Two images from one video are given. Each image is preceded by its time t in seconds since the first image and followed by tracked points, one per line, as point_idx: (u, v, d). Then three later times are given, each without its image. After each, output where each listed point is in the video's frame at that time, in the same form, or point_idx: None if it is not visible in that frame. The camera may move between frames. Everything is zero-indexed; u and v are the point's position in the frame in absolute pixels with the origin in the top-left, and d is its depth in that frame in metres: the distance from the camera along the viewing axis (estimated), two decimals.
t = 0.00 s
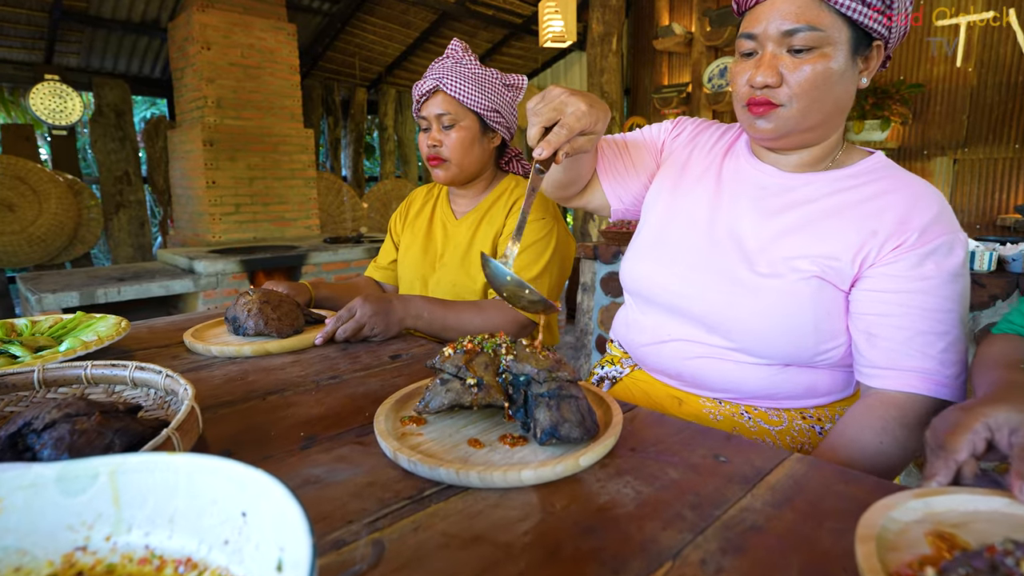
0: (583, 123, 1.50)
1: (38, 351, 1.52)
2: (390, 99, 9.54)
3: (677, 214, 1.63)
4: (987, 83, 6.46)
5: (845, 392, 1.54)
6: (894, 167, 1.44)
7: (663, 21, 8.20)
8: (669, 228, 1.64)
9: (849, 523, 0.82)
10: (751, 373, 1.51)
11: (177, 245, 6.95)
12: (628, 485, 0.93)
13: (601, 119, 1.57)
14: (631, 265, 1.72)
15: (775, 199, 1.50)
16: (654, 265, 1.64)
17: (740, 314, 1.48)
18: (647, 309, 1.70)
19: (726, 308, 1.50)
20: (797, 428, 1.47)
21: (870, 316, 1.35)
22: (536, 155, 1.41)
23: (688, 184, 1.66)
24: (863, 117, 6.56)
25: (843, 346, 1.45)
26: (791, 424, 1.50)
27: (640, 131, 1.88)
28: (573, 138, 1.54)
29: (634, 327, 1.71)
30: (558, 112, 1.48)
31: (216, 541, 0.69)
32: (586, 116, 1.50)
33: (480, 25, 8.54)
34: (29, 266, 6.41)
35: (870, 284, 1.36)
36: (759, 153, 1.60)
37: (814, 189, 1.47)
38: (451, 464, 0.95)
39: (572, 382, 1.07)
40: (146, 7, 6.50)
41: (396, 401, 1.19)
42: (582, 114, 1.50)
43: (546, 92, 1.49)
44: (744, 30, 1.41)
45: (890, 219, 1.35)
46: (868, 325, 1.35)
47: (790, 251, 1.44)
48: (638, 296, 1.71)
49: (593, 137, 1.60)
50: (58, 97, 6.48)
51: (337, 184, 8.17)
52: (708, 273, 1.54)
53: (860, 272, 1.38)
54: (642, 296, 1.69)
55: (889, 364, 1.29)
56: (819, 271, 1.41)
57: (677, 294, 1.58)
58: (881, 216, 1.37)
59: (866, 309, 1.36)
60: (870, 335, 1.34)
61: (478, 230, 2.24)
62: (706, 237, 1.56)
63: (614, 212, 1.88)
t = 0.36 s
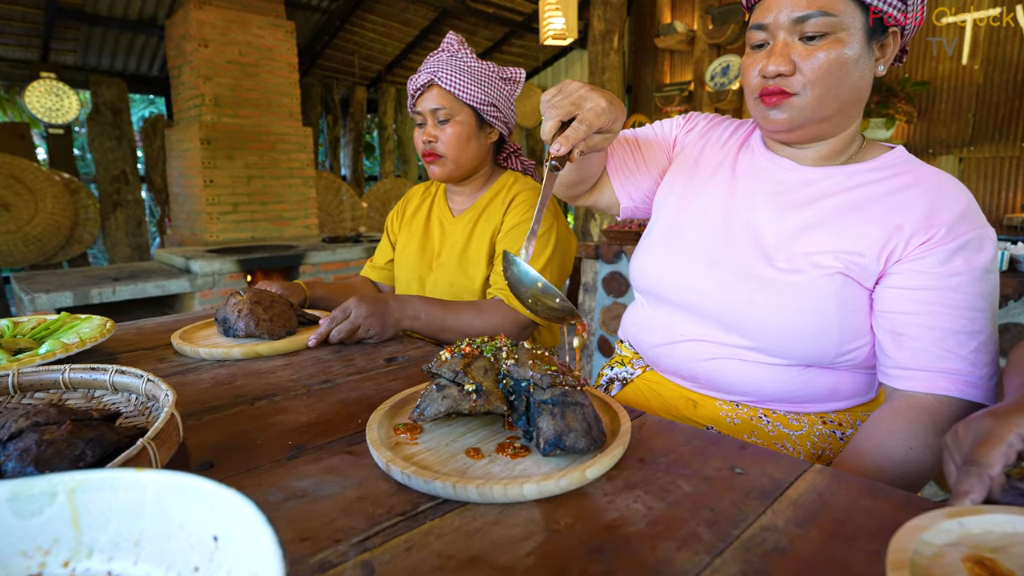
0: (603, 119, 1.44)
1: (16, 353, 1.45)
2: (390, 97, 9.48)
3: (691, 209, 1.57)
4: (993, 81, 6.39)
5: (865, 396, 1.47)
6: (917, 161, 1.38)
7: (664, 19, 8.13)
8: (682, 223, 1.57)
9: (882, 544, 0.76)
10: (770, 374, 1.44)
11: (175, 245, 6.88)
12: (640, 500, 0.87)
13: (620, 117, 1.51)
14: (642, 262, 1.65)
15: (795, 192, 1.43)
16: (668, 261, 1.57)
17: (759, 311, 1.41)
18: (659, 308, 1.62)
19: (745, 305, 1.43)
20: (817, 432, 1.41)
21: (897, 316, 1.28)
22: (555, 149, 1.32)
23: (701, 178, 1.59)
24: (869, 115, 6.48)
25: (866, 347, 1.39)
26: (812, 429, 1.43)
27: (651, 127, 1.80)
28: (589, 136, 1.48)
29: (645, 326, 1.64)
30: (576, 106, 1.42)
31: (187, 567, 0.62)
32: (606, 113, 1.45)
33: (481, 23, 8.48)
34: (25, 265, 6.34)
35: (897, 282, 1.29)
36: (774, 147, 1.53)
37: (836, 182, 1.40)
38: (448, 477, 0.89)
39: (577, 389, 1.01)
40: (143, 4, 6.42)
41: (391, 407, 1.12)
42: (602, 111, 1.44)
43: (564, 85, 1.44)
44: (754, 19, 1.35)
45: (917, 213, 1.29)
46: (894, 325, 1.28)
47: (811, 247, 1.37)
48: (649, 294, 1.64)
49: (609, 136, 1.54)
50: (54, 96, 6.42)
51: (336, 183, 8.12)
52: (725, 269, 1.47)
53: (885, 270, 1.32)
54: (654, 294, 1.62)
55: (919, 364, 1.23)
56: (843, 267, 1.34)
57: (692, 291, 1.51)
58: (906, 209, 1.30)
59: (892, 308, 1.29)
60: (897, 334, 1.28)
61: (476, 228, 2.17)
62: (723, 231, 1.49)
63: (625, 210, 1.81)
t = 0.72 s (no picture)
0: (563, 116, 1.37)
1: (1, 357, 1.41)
2: (390, 97, 9.44)
3: (686, 208, 1.52)
4: (998, 79, 6.33)
5: (869, 400, 1.43)
6: (918, 153, 1.34)
7: (665, 18, 8.09)
8: (677, 223, 1.52)
9: (904, 563, 0.72)
10: (770, 379, 1.39)
11: (173, 245, 6.84)
12: (646, 514, 0.83)
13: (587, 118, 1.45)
14: (636, 264, 1.60)
15: (791, 189, 1.39)
16: (662, 263, 1.52)
17: (758, 313, 1.36)
18: (654, 312, 1.57)
19: (743, 306, 1.38)
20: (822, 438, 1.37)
21: (900, 315, 1.24)
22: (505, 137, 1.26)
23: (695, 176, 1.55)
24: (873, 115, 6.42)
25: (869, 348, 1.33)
26: (815, 436, 1.38)
27: (642, 126, 1.74)
28: (550, 131, 1.41)
29: (641, 331, 1.59)
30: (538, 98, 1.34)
31: None
32: (568, 110, 1.38)
33: (481, 21, 8.43)
34: (23, 265, 6.29)
35: (900, 280, 1.24)
36: (769, 143, 1.49)
37: (835, 176, 1.36)
38: (444, 489, 0.84)
39: (581, 396, 0.96)
40: (141, 4, 6.38)
41: (385, 414, 1.08)
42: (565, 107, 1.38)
43: (533, 78, 1.37)
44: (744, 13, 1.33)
45: (918, 207, 1.25)
46: (898, 325, 1.24)
47: (810, 245, 1.33)
48: (645, 299, 1.59)
49: (575, 136, 1.47)
50: (52, 95, 6.38)
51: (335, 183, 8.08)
52: (722, 270, 1.42)
53: (886, 268, 1.27)
54: (649, 298, 1.57)
55: (924, 365, 1.18)
56: (842, 266, 1.29)
57: (689, 293, 1.45)
58: (907, 203, 1.26)
59: (895, 307, 1.25)
60: (901, 334, 1.23)
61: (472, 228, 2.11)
62: (719, 230, 1.44)
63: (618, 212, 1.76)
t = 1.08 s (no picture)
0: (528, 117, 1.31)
1: None
2: (390, 97, 9.41)
3: (676, 215, 1.49)
4: (1000, 81, 6.32)
5: (870, 408, 1.40)
6: (914, 152, 1.30)
7: (666, 18, 8.06)
8: (668, 232, 1.49)
9: None
10: (766, 392, 1.36)
11: (173, 246, 6.82)
12: (652, 530, 0.80)
13: (554, 119, 1.39)
14: (627, 275, 1.58)
15: (783, 195, 1.36)
16: (654, 276, 1.49)
17: (751, 327, 1.33)
18: (648, 324, 1.55)
19: (736, 320, 1.35)
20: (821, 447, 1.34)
21: (899, 326, 1.21)
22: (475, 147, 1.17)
23: (684, 183, 1.52)
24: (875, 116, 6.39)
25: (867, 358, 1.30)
26: (814, 445, 1.35)
27: (628, 135, 1.73)
28: (520, 133, 1.35)
29: (634, 343, 1.56)
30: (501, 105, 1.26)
31: None
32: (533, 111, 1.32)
33: (481, 21, 8.41)
34: (22, 265, 6.26)
35: (898, 289, 1.22)
36: (758, 145, 1.46)
37: (827, 181, 1.33)
38: (443, 504, 0.82)
39: (584, 407, 0.94)
40: (141, 4, 6.36)
41: (383, 423, 1.05)
42: (529, 110, 1.31)
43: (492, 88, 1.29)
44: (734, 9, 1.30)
45: (912, 211, 1.22)
46: (898, 335, 1.21)
47: (802, 255, 1.30)
48: (638, 311, 1.57)
49: (545, 137, 1.41)
50: (51, 96, 6.36)
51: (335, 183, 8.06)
52: (715, 283, 1.39)
53: (883, 277, 1.24)
54: (642, 310, 1.54)
55: (928, 376, 1.16)
56: (837, 274, 1.27)
57: (681, 305, 1.43)
58: (903, 208, 1.23)
59: (893, 317, 1.22)
60: (902, 344, 1.21)
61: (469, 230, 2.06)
62: (710, 240, 1.41)
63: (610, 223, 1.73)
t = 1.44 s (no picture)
0: (269, 181, 0.82)
1: None
2: (390, 97, 9.40)
3: (664, 232, 1.40)
4: (1001, 81, 6.30)
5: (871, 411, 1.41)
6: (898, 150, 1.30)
7: (666, 18, 8.05)
8: (657, 251, 1.40)
9: None
10: (771, 414, 1.33)
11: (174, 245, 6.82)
12: (658, 530, 0.79)
13: (340, 169, 0.91)
14: (611, 296, 1.46)
15: (777, 210, 1.30)
16: (644, 301, 1.38)
17: (757, 356, 1.27)
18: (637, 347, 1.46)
19: (741, 348, 1.29)
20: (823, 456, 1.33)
21: (906, 338, 1.21)
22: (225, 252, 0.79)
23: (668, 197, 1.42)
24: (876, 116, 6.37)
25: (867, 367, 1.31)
26: (815, 454, 1.34)
27: (617, 120, 1.41)
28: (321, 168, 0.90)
29: (624, 363, 1.49)
30: (238, 162, 0.84)
31: None
32: (286, 168, 0.84)
33: (483, 21, 8.41)
34: (23, 265, 6.26)
35: (901, 302, 1.22)
36: (742, 142, 1.38)
37: (821, 191, 1.28)
38: (446, 504, 0.81)
39: (588, 406, 0.93)
40: (141, 3, 6.36)
41: (385, 423, 1.05)
42: (267, 165, 0.83)
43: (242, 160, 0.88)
44: None
45: (910, 220, 1.20)
46: (902, 347, 1.22)
47: (801, 273, 1.26)
48: (626, 333, 1.47)
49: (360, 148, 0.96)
50: (52, 95, 6.36)
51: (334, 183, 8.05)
52: (714, 309, 1.31)
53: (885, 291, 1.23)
54: (631, 334, 1.45)
55: (936, 390, 1.17)
56: (839, 294, 1.24)
57: (678, 332, 1.35)
58: (901, 217, 1.21)
59: (898, 330, 1.22)
60: (905, 356, 1.22)
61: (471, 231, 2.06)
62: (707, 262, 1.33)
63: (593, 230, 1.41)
